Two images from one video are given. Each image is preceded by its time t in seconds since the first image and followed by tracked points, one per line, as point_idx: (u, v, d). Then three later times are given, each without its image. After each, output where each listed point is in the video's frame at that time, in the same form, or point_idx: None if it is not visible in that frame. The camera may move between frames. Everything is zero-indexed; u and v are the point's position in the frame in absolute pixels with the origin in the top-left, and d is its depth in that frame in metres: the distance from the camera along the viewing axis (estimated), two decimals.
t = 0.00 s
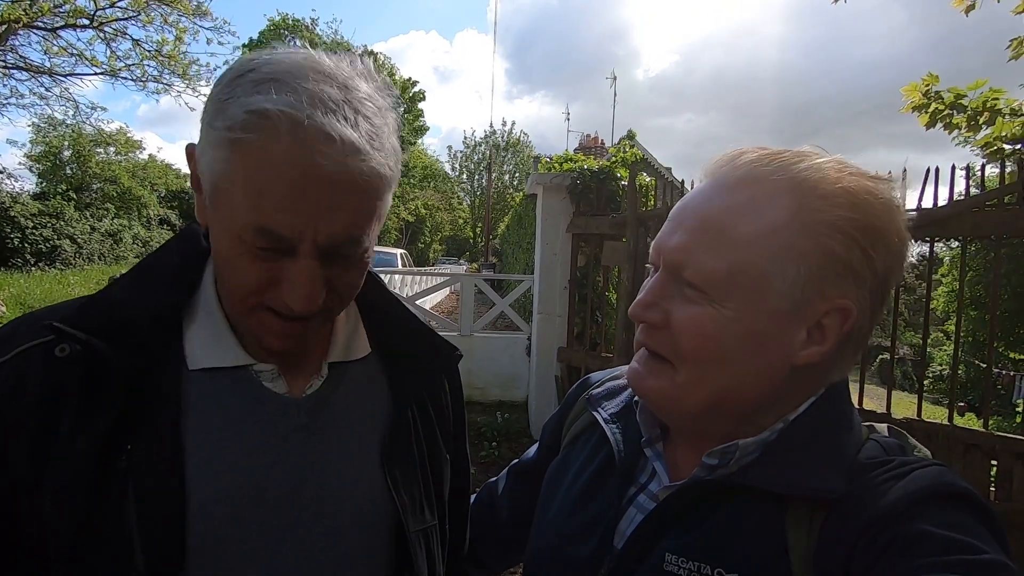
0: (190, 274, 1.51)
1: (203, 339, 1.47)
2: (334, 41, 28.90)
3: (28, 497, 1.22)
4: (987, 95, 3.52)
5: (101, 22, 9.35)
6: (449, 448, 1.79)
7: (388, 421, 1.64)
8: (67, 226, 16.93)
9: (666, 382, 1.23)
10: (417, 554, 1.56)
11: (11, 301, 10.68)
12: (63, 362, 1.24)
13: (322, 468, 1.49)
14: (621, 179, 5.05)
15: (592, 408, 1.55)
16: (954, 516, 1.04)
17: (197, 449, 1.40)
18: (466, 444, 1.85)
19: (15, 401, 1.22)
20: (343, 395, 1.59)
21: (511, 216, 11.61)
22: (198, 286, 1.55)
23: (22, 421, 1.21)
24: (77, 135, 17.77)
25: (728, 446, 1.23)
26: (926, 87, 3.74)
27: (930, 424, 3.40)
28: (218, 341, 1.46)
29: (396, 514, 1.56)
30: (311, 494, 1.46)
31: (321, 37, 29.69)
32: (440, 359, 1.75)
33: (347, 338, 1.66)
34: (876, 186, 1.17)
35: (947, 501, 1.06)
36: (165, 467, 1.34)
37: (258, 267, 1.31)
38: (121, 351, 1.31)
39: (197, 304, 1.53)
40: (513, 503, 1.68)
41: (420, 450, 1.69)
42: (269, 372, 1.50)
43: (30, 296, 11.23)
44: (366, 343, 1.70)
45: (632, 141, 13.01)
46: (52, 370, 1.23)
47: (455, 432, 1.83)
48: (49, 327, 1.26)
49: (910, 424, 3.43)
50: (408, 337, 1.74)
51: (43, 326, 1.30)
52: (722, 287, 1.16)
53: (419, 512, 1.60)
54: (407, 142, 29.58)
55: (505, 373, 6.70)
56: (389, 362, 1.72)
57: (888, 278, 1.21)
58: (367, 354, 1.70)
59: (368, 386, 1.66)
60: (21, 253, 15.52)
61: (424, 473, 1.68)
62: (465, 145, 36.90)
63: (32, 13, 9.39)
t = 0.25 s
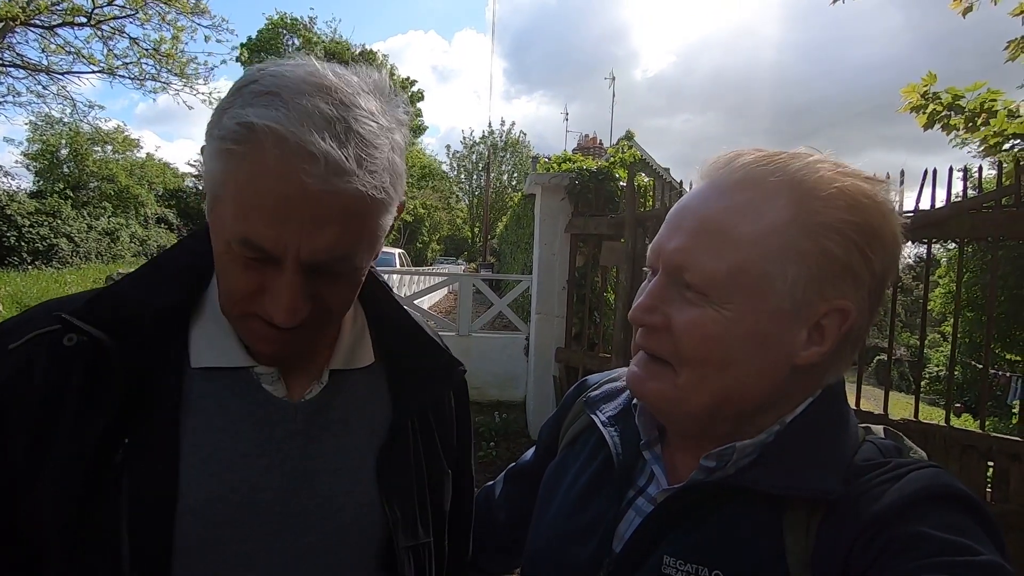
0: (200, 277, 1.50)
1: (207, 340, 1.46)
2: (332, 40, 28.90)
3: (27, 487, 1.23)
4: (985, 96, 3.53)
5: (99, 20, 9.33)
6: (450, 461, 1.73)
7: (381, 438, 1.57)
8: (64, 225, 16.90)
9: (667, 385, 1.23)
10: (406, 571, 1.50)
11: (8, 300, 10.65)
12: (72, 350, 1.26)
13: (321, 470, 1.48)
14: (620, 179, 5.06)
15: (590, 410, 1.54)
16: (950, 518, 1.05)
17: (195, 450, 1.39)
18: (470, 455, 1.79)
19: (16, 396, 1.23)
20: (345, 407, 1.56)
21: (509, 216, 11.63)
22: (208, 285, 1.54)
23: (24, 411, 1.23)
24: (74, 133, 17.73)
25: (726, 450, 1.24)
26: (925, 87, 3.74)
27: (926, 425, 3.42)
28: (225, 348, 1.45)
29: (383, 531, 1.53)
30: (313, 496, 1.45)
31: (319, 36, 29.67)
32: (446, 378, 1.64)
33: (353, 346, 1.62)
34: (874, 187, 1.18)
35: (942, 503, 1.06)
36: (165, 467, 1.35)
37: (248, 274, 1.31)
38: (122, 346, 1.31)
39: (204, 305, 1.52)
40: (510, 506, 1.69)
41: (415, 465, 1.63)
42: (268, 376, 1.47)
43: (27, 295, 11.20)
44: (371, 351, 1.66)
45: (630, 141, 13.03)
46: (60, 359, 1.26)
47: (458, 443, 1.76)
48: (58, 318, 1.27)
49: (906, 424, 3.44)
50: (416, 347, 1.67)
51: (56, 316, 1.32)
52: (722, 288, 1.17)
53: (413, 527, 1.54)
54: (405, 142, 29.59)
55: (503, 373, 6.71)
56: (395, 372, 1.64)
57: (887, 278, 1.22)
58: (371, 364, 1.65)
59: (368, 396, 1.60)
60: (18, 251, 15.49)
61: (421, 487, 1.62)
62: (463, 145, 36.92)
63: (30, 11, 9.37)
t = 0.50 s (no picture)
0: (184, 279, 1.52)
1: (196, 345, 1.46)
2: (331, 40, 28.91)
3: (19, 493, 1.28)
4: (983, 97, 3.53)
5: (96, 19, 9.31)
6: (445, 467, 1.71)
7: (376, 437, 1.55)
8: (62, 225, 16.89)
9: (664, 393, 1.23)
10: None
11: (5, 300, 10.63)
12: (54, 358, 1.31)
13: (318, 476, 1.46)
14: (619, 180, 5.07)
15: (587, 416, 1.55)
16: (947, 522, 1.05)
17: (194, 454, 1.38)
18: (467, 460, 1.77)
19: (9, 402, 1.28)
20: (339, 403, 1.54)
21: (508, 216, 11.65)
22: (193, 290, 1.55)
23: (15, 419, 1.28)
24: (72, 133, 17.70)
25: (723, 454, 1.24)
26: (924, 87, 3.74)
27: (925, 426, 3.42)
28: (208, 350, 1.45)
29: (376, 532, 1.50)
30: (318, 502, 1.45)
31: (318, 35, 29.67)
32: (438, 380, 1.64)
33: (341, 350, 1.60)
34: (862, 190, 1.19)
35: (939, 506, 1.07)
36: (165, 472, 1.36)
37: (346, 243, 1.35)
38: (108, 351, 1.36)
39: (191, 311, 1.52)
40: (510, 510, 1.70)
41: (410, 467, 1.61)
42: (256, 381, 1.45)
43: (25, 295, 11.18)
44: (361, 356, 1.64)
45: (629, 141, 13.03)
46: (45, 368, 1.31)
47: (454, 449, 1.75)
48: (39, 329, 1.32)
49: (904, 426, 3.45)
50: (405, 350, 1.66)
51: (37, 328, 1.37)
52: (716, 295, 1.16)
53: (404, 532, 1.52)
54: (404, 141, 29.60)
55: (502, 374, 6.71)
56: (386, 375, 1.62)
57: (879, 282, 1.22)
58: (362, 368, 1.63)
59: (360, 398, 1.58)
60: (16, 250, 15.46)
61: (415, 492, 1.60)
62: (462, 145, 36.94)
63: (28, 11, 9.36)
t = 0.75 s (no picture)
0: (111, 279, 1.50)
1: (127, 352, 1.44)
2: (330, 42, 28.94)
3: None
4: (978, 98, 3.54)
5: (94, 20, 9.30)
6: (398, 446, 1.76)
7: (332, 421, 1.59)
8: (60, 226, 16.77)
9: (700, 392, 1.23)
10: (362, 559, 1.52)
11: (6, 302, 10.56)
12: None
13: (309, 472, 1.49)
14: (616, 182, 5.07)
15: (580, 416, 1.56)
16: (936, 513, 1.07)
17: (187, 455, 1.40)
18: (416, 437, 1.83)
19: None
20: (295, 387, 1.58)
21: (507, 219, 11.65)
22: (118, 294, 1.52)
23: None
24: (68, 135, 17.61)
25: (719, 452, 1.25)
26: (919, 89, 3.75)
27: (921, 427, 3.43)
28: (141, 355, 1.43)
29: (337, 517, 1.52)
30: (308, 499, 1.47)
31: (317, 37, 29.72)
32: (387, 359, 1.70)
33: (286, 340, 1.63)
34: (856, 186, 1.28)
35: (927, 496, 1.09)
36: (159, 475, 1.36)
37: (288, 217, 1.36)
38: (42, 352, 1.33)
39: (119, 314, 1.50)
40: (502, 512, 1.69)
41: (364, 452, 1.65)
42: (203, 381, 1.46)
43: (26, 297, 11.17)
44: (309, 343, 1.67)
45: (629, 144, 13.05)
46: None
47: (404, 427, 1.81)
48: None
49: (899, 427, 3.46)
50: (353, 335, 1.70)
51: None
52: (754, 287, 1.19)
53: (364, 515, 1.56)
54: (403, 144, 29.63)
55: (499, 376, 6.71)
56: (333, 360, 1.66)
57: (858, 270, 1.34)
58: (310, 354, 1.66)
59: (311, 385, 1.61)
60: (13, 252, 15.49)
61: (372, 474, 1.64)
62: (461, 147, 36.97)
63: (27, 12, 9.34)
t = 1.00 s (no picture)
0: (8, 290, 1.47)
1: (17, 374, 1.38)
2: (331, 46, 29.00)
3: None
4: (972, 104, 3.56)
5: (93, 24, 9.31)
6: (330, 432, 1.80)
7: (259, 416, 1.59)
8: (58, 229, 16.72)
9: (731, 409, 1.28)
10: (300, 545, 1.54)
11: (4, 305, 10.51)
12: None
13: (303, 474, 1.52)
14: (612, 186, 5.07)
15: (571, 423, 1.57)
16: (928, 513, 1.09)
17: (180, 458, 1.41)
18: (349, 422, 1.88)
19: None
20: (216, 382, 1.58)
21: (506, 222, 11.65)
22: None
23: None
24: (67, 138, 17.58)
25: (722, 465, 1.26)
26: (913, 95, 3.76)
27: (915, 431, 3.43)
28: (38, 370, 1.39)
29: (275, 512, 1.53)
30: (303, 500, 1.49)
31: (318, 40, 29.78)
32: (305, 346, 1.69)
33: (199, 340, 1.61)
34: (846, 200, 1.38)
35: (920, 497, 1.10)
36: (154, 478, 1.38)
37: (77, 168, 1.25)
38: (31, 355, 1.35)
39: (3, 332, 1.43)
40: (492, 525, 1.68)
41: (293, 444, 1.66)
42: (112, 395, 1.43)
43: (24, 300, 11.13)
44: (226, 337, 1.67)
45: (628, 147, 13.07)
46: None
47: (334, 414, 1.84)
48: None
49: (895, 431, 3.46)
50: (270, 327, 1.71)
51: None
52: (782, 306, 1.26)
53: (299, 504, 1.58)
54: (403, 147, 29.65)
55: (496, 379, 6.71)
56: (256, 355, 1.67)
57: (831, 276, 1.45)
58: (230, 348, 1.67)
59: (237, 382, 1.62)
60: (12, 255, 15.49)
61: (305, 462, 1.67)
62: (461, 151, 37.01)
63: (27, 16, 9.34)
